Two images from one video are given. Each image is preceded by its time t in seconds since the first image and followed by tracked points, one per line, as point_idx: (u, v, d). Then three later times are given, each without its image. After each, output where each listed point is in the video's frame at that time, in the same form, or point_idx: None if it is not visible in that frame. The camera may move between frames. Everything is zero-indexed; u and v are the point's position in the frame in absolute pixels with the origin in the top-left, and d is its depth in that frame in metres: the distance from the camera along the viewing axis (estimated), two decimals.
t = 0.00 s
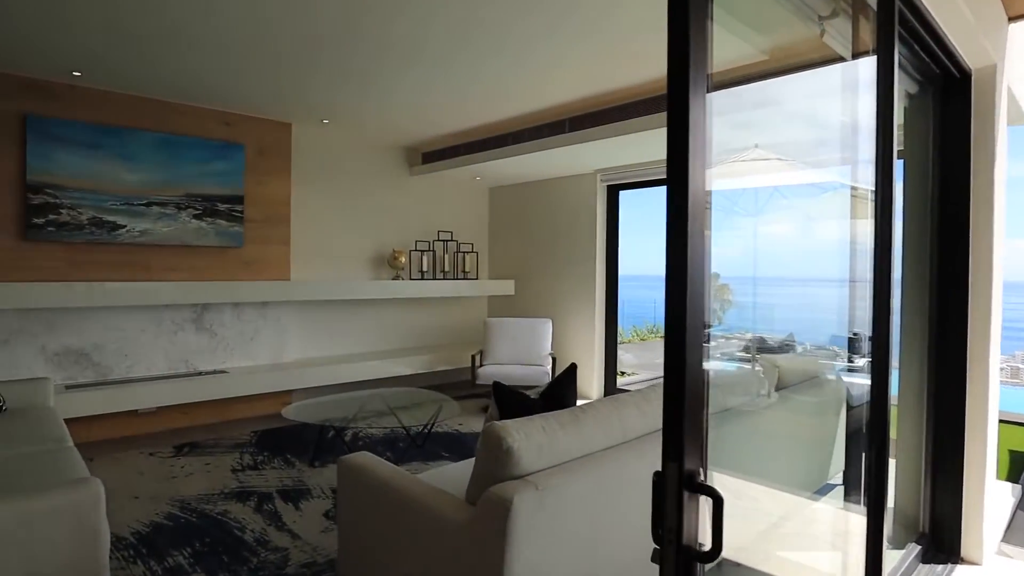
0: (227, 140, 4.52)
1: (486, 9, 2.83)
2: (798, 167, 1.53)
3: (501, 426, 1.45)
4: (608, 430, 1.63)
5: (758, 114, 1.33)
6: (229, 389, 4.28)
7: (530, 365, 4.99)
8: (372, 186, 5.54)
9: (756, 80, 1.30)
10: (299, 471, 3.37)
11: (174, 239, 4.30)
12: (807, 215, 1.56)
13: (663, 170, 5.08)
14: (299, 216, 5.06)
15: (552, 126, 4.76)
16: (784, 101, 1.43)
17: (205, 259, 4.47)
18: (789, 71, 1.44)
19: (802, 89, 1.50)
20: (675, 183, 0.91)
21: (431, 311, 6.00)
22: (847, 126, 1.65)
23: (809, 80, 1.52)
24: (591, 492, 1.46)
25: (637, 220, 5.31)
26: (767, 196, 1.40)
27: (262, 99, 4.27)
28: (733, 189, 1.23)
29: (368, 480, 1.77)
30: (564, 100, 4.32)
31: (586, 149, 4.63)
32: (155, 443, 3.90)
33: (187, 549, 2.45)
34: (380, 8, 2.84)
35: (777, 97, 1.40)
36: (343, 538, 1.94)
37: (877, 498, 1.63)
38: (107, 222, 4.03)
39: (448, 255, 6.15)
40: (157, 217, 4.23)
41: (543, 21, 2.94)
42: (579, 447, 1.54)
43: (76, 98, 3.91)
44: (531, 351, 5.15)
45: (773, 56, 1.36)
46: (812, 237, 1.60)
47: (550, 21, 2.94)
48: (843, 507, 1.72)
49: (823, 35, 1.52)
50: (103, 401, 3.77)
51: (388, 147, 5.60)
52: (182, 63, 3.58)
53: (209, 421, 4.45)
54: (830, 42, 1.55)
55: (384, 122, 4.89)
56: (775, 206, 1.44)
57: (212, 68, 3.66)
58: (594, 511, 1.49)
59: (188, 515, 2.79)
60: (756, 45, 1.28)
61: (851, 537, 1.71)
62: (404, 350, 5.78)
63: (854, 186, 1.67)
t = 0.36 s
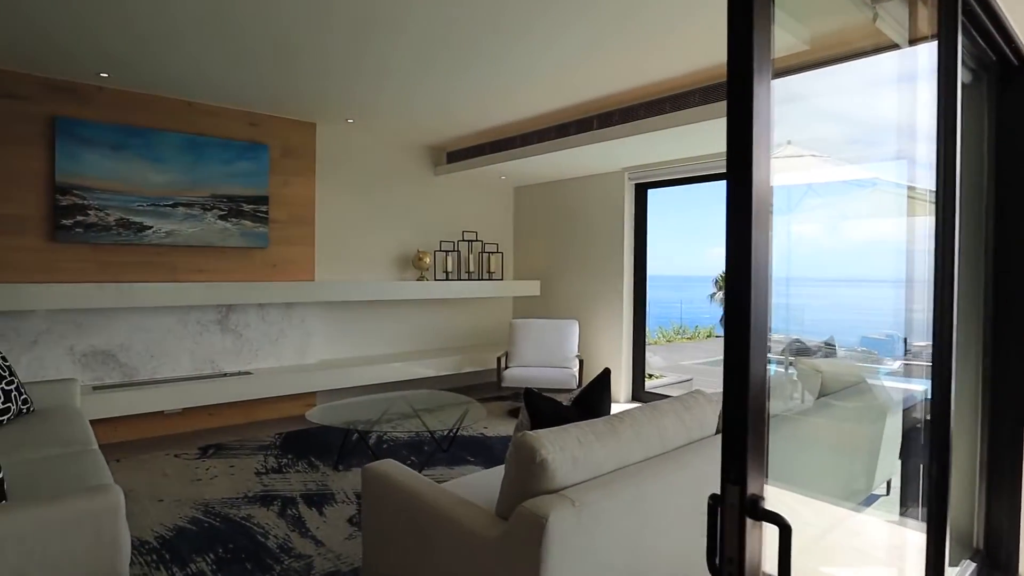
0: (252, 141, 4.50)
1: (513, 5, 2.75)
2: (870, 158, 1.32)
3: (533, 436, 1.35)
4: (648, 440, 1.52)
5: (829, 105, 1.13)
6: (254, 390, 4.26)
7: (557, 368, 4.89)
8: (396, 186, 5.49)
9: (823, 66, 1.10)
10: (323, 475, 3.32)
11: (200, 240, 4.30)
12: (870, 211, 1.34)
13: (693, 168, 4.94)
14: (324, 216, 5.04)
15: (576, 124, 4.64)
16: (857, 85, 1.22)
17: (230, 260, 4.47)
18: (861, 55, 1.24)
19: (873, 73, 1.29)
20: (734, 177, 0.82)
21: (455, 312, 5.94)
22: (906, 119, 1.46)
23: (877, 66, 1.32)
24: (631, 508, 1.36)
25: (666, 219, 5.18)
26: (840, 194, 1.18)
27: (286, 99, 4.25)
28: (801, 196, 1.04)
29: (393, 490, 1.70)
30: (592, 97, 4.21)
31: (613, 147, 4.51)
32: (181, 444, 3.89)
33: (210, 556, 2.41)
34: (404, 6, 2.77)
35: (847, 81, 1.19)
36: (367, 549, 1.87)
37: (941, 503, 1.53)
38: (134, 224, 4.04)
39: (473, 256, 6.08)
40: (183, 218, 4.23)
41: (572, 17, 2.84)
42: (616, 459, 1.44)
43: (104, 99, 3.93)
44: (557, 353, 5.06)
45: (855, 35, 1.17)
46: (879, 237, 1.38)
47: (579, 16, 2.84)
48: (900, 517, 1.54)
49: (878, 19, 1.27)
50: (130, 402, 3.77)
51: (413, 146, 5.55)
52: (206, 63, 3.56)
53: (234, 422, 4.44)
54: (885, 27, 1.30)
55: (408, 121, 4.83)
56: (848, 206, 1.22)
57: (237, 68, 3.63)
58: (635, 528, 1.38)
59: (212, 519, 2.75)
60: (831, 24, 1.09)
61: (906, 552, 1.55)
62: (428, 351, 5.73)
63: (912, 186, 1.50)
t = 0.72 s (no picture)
0: (271, 140, 4.48)
1: None
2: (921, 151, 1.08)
3: (561, 446, 1.25)
4: (682, 450, 1.41)
5: (860, 98, 0.91)
6: (273, 391, 4.23)
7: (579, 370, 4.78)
8: (416, 185, 5.44)
9: (856, 56, 0.89)
10: (342, 478, 3.26)
11: (220, 240, 4.28)
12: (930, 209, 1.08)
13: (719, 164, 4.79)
14: (344, 216, 5.00)
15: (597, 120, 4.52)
16: (902, 71, 1.00)
17: (250, 259, 4.45)
18: (909, 42, 1.03)
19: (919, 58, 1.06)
20: (792, 172, 0.74)
21: (476, 312, 5.87)
22: (959, 111, 1.22)
23: (930, 51, 1.09)
24: (667, 524, 1.25)
25: (691, 217, 5.05)
26: (882, 194, 0.95)
27: (305, 98, 4.21)
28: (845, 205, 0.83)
29: (411, 498, 1.62)
30: (616, 93, 4.10)
31: (637, 144, 4.38)
32: (200, 445, 3.87)
33: (226, 561, 2.36)
34: None
35: (887, 68, 0.97)
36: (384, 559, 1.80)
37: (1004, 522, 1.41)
38: (154, 223, 4.03)
39: (493, 255, 6.01)
40: (203, 218, 4.21)
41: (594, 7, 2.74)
42: (649, 471, 1.33)
43: (125, 99, 3.93)
44: (580, 354, 4.95)
45: (908, 18, 1.00)
46: (941, 241, 1.12)
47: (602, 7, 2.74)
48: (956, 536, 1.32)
49: None
50: (150, 403, 3.76)
51: (432, 144, 5.49)
52: (225, 63, 3.53)
53: (253, 423, 4.42)
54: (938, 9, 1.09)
55: (428, 119, 4.77)
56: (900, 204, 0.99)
57: (256, 67, 3.60)
58: (671, 546, 1.28)
59: (229, 523, 2.71)
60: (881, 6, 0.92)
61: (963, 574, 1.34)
62: (449, 351, 5.67)
63: (966, 185, 1.25)
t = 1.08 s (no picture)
0: (292, 139, 4.46)
1: None
2: (972, 140, 0.88)
3: (587, 460, 1.16)
4: (718, 465, 1.30)
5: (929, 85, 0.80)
6: (293, 392, 4.20)
7: (604, 372, 4.67)
8: (438, 184, 5.38)
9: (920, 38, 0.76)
10: (362, 481, 3.21)
11: (242, 240, 4.27)
12: (975, 204, 0.87)
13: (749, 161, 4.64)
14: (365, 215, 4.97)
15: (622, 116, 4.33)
16: (962, 62, 0.85)
17: (272, 260, 4.43)
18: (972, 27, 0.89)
19: (976, 36, 0.88)
20: (860, 166, 0.73)
21: (499, 312, 5.80)
22: None
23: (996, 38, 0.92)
24: (703, 547, 1.15)
25: (719, 215, 4.91)
26: (941, 196, 0.81)
27: (327, 97, 4.17)
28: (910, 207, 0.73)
29: (430, 509, 1.55)
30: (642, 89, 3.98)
31: (663, 141, 4.26)
32: (221, 446, 3.85)
33: (243, 567, 2.32)
34: None
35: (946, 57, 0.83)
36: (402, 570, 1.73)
37: None
38: (176, 224, 4.04)
39: (516, 255, 5.93)
40: (225, 218, 4.21)
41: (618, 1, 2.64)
42: (682, 487, 1.23)
43: (148, 100, 3.93)
44: (604, 356, 4.85)
45: None
46: (1010, 255, 0.95)
47: None
48: None
49: None
50: (172, 404, 3.76)
51: (454, 143, 5.42)
52: (246, 62, 3.51)
53: (274, 424, 4.40)
54: None
55: (449, 118, 4.70)
56: (958, 202, 0.85)
57: (276, 66, 3.57)
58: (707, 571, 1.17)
59: (247, 527, 2.67)
60: None
61: None
62: (471, 351, 5.61)
63: None
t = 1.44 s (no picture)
0: (314, 139, 4.45)
1: None
2: None
3: (611, 473, 1.08)
4: (752, 479, 1.21)
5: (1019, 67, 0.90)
6: (315, 393, 4.18)
7: (629, 375, 4.57)
8: (460, 184, 5.33)
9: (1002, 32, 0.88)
10: (382, 484, 3.17)
11: (264, 240, 4.27)
12: None
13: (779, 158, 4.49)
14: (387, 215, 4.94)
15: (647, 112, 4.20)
16: None
17: (294, 260, 4.43)
18: None
19: None
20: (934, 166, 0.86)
21: (521, 313, 5.72)
22: None
23: None
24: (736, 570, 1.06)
25: (748, 213, 4.77)
26: None
27: (348, 96, 4.15)
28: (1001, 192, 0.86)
29: (446, 520, 1.48)
30: (669, 84, 3.87)
31: (690, 137, 4.14)
32: (243, 446, 3.85)
33: (260, 571, 2.28)
34: None
35: None
36: None
37: None
38: (200, 224, 4.05)
39: (539, 255, 5.85)
40: (248, 219, 4.21)
41: None
42: (714, 504, 1.14)
43: (173, 101, 3.95)
44: (629, 357, 4.74)
45: None
46: None
47: None
48: None
49: None
50: (195, 403, 3.77)
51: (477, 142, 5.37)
52: (268, 62, 3.49)
53: (296, 425, 4.39)
54: None
55: (471, 116, 4.64)
56: None
57: (298, 65, 3.54)
58: None
59: (266, 530, 2.64)
60: None
61: None
62: (493, 352, 5.55)
63: None
